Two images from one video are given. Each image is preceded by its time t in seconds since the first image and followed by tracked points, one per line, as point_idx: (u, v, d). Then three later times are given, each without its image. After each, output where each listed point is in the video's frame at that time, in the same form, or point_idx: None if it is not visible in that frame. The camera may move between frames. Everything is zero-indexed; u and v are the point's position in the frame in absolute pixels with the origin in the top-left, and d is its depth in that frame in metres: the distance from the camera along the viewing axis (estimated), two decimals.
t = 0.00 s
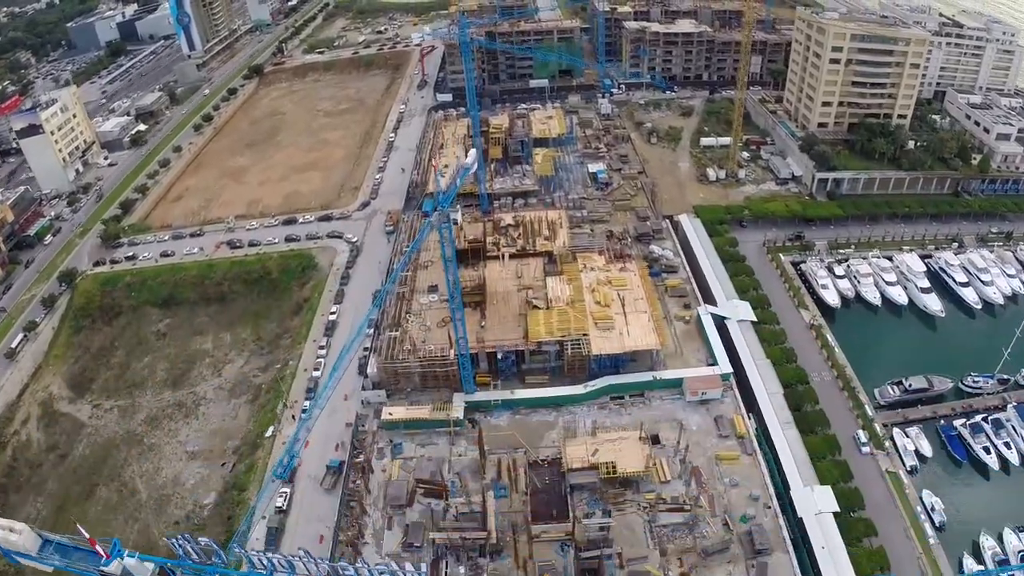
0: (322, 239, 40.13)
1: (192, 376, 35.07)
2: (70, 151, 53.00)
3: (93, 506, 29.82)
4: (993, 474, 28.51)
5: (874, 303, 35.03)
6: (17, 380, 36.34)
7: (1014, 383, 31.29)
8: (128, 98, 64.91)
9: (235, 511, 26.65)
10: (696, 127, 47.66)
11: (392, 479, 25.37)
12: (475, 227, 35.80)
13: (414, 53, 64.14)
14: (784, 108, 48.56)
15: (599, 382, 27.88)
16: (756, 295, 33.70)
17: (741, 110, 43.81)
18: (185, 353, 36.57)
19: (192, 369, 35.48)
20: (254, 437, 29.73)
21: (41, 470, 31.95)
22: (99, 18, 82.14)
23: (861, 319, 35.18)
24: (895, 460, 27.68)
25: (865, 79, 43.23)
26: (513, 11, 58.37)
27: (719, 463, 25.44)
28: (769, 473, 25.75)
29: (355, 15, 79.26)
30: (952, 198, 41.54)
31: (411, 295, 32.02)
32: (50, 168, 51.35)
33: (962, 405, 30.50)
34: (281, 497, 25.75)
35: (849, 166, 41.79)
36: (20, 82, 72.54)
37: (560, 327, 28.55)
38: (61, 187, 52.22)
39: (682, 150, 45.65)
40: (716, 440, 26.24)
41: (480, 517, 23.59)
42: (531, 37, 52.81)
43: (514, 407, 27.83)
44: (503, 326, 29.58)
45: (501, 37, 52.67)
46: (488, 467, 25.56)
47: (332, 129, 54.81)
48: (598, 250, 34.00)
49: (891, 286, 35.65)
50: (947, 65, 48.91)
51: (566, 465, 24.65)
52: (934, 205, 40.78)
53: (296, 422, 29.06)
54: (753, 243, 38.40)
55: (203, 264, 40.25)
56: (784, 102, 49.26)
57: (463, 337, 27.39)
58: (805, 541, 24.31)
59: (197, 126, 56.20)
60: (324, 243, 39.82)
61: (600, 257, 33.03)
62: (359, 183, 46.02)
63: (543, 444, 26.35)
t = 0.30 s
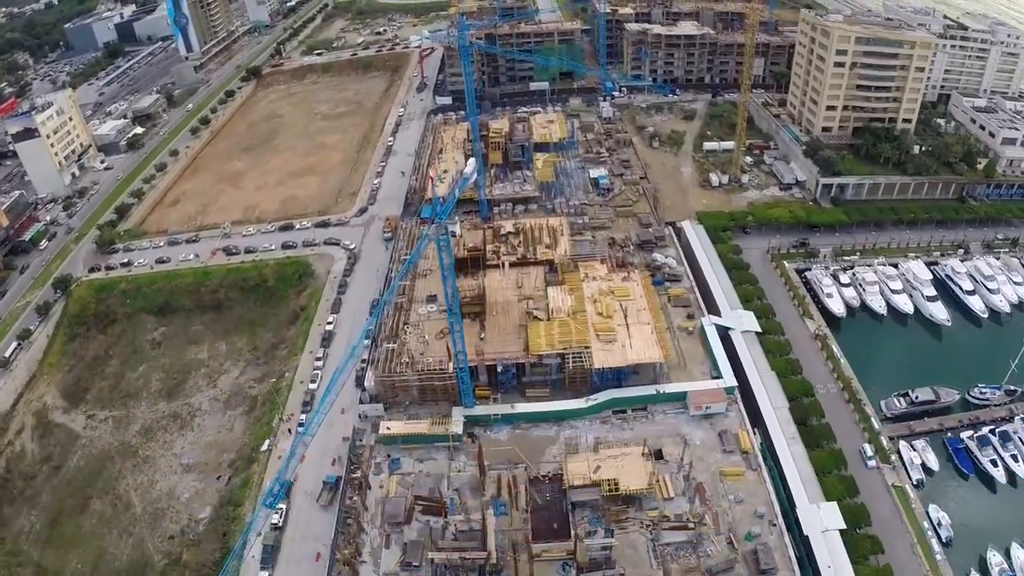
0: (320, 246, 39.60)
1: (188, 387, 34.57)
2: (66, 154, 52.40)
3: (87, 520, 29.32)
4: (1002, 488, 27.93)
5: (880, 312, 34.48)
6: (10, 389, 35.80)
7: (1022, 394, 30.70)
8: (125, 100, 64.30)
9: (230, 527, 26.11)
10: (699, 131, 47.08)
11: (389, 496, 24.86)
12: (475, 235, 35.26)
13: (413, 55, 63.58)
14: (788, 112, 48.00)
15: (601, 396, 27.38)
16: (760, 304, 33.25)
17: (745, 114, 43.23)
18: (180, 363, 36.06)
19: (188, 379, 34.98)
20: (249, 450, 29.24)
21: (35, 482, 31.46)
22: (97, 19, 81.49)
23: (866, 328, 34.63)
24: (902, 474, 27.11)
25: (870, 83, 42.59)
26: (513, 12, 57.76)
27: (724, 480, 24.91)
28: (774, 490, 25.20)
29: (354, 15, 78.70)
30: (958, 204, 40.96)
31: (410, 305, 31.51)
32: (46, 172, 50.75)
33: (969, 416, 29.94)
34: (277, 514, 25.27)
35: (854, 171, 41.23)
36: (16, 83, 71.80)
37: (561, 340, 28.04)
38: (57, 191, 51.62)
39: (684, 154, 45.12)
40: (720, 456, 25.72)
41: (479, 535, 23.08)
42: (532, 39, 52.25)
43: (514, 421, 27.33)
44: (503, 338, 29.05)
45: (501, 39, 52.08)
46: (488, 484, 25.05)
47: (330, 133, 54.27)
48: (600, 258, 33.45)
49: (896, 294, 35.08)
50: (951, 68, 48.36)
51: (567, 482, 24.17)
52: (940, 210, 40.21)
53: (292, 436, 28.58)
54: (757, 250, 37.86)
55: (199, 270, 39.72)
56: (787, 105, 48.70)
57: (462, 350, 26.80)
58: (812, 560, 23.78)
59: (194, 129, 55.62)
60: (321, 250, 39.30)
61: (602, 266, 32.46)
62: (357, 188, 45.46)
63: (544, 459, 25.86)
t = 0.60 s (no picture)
0: (317, 253, 39.11)
1: (183, 397, 34.09)
2: (62, 158, 51.82)
3: (80, 534, 28.80)
4: (1010, 502, 27.33)
5: (885, 321, 33.95)
6: (4, 398, 35.28)
7: None
8: (122, 102, 63.70)
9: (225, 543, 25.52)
10: (701, 135, 46.51)
11: (386, 513, 24.37)
12: (474, 243, 34.76)
13: (413, 56, 63.02)
14: (791, 115, 47.44)
15: (603, 410, 26.90)
16: (764, 314, 32.82)
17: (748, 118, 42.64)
18: (175, 372, 35.57)
19: (182, 389, 34.48)
20: (244, 464, 28.75)
21: (28, 494, 30.96)
22: (95, 20, 80.82)
23: (872, 337, 34.10)
24: (908, 488, 26.56)
25: (875, 86, 42.06)
26: (513, 14, 57.17)
27: (728, 496, 24.41)
28: (779, 507, 24.70)
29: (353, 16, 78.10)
30: (963, 209, 40.40)
31: (408, 315, 31.03)
32: (41, 176, 50.16)
33: (975, 428, 29.35)
34: (273, 531, 24.79)
35: (858, 177, 40.67)
36: (13, 84, 71.11)
37: (562, 351, 27.56)
38: (53, 195, 51.05)
39: (686, 159, 44.58)
40: (723, 472, 25.23)
41: (478, 554, 22.58)
42: (532, 41, 51.67)
43: (514, 436, 26.85)
44: (503, 350, 28.53)
45: (500, 41, 51.48)
46: (487, 501, 24.54)
47: (328, 136, 53.73)
48: (601, 267, 32.94)
49: (902, 302, 34.53)
50: (955, 71, 47.74)
51: (568, 499, 23.68)
52: (945, 216, 39.66)
53: (288, 449, 28.13)
54: (760, 257, 37.36)
55: (195, 277, 39.22)
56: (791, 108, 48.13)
57: (461, 363, 26.02)
58: None
59: (191, 132, 55.11)
60: (318, 257, 38.81)
61: (603, 275, 31.93)
62: (354, 193, 44.89)
63: (545, 474, 25.39)
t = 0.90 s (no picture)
0: (314, 261, 38.63)
1: (178, 408, 33.60)
2: (58, 161, 51.26)
3: (73, 549, 28.29)
4: (1018, 517, 26.65)
5: (891, 331, 33.38)
6: None
7: None
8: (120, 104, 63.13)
9: (219, 561, 25.02)
10: (704, 139, 45.94)
11: (383, 531, 23.85)
12: (474, 251, 34.25)
13: (412, 58, 62.48)
14: (795, 119, 46.87)
15: (605, 426, 26.44)
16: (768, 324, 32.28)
17: (751, 123, 42.09)
18: (170, 382, 35.08)
19: (178, 399, 33.99)
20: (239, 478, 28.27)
21: (21, 507, 30.48)
22: (93, 20, 80.22)
23: (877, 348, 33.51)
24: (915, 504, 25.94)
25: (880, 91, 41.47)
26: (514, 16, 56.60)
27: (732, 515, 23.89)
28: (784, 525, 24.22)
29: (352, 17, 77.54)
30: (969, 215, 39.81)
31: (406, 326, 30.54)
32: (37, 180, 49.60)
33: (983, 441, 28.67)
34: (267, 549, 24.33)
35: (864, 183, 40.09)
36: (11, 86, 70.51)
37: (563, 365, 27.06)
38: (49, 199, 50.50)
39: (689, 163, 44.05)
40: (727, 489, 24.72)
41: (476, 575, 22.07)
42: (532, 44, 51.09)
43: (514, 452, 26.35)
44: (503, 363, 28.02)
45: (500, 43, 50.89)
46: (486, 519, 24.00)
47: (326, 139, 53.19)
48: (603, 276, 32.42)
49: (908, 312, 33.94)
50: (960, 74, 47.13)
51: (569, 519, 23.08)
52: (951, 223, 39.08)
53: (284, 464, 27.69)
54: (764, 265, 36.84)
55: (190, 285, 38.73)
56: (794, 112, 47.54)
57: (459, 376, 25.50)
58: None
59: (188, 135, 54.53)
60: (315, 265, 38.33)
61: (605, 285, 31.40)
62: (352, 199, 44.30)
63: (546, 492, 24.90)
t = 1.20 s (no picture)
0: (312, 269, 38.13)
1: (173, 420, 33.11)
2: (54, 165, 50.71)
3: (66, 565, 27.79)
4: None
5: (897, 341, 32.82)
6: None
7: None
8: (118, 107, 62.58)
9: None
10: (707, 144, 45.38)
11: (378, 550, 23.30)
12: (474, 261, 33.73)
13: (411, 61, 61.91)
14: (799, 124, 46.29)
15: (607, 442, 25.93)
16: (773, 335, 31.76)
17: (754, 128, 41.50)
18: (165, 393, 34.57)
19: (173, 411, 33.51)
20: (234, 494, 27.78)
21: (13, 521, 29.96)
22: (91, 22, 79.66)
23: (883, 358, 32.92)
24: (922, 521, 25.35)
25: (886, 95, 40.82)
26: (514, 18, 56.05)
27: (737, 534, 23.36)
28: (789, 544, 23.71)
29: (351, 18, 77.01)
30: (975, 222, 39.22)
31: (404, 338, 30.05)
32: (32, 184, 49.04)
33: (990, 455, 28.02)
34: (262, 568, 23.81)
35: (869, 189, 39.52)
36: (8, 87, 69.96)
37: (564, 379, 26.53)
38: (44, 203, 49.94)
39: (691, 169, 43.50)
40: (731, 507, 24.21)
41: None
42: (533, 47, 50.50)
43: (514, 468, 25.87)
44: (502, 377, 27.51)
45: (501, 46, 50.31)
46: (484, 539, 23.50)
47: (324, 143, 52.65)
48: (604, 286, 31.88)
49: (914, 321, 33.38)
50: (965, 78, 46.50)
51: (570, 539, 22.37)
52: (957, 230, 38.50)
53: (280, 480, 27.19)
54: (768, 274, 36.31)
55: (186, 293, 38.23)
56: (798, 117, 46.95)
57: (457, 390, 25.03)
58: None
59: (185, 139, 53.94)
60: (312, 274, 37.84)
61: (607, 295, 30.86)
62: (350, 205, 43.78)
63: (546, 511, 24.37)
